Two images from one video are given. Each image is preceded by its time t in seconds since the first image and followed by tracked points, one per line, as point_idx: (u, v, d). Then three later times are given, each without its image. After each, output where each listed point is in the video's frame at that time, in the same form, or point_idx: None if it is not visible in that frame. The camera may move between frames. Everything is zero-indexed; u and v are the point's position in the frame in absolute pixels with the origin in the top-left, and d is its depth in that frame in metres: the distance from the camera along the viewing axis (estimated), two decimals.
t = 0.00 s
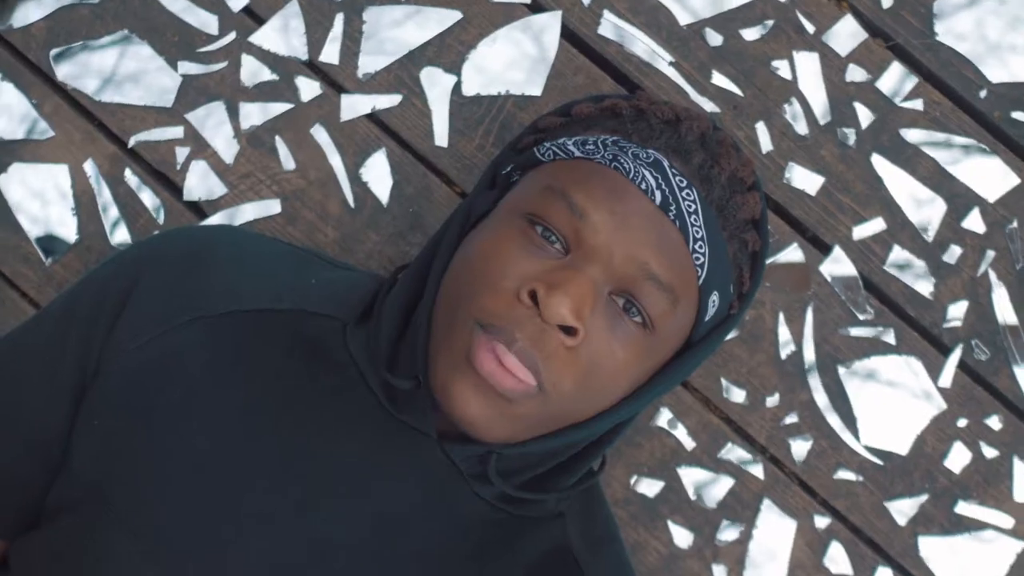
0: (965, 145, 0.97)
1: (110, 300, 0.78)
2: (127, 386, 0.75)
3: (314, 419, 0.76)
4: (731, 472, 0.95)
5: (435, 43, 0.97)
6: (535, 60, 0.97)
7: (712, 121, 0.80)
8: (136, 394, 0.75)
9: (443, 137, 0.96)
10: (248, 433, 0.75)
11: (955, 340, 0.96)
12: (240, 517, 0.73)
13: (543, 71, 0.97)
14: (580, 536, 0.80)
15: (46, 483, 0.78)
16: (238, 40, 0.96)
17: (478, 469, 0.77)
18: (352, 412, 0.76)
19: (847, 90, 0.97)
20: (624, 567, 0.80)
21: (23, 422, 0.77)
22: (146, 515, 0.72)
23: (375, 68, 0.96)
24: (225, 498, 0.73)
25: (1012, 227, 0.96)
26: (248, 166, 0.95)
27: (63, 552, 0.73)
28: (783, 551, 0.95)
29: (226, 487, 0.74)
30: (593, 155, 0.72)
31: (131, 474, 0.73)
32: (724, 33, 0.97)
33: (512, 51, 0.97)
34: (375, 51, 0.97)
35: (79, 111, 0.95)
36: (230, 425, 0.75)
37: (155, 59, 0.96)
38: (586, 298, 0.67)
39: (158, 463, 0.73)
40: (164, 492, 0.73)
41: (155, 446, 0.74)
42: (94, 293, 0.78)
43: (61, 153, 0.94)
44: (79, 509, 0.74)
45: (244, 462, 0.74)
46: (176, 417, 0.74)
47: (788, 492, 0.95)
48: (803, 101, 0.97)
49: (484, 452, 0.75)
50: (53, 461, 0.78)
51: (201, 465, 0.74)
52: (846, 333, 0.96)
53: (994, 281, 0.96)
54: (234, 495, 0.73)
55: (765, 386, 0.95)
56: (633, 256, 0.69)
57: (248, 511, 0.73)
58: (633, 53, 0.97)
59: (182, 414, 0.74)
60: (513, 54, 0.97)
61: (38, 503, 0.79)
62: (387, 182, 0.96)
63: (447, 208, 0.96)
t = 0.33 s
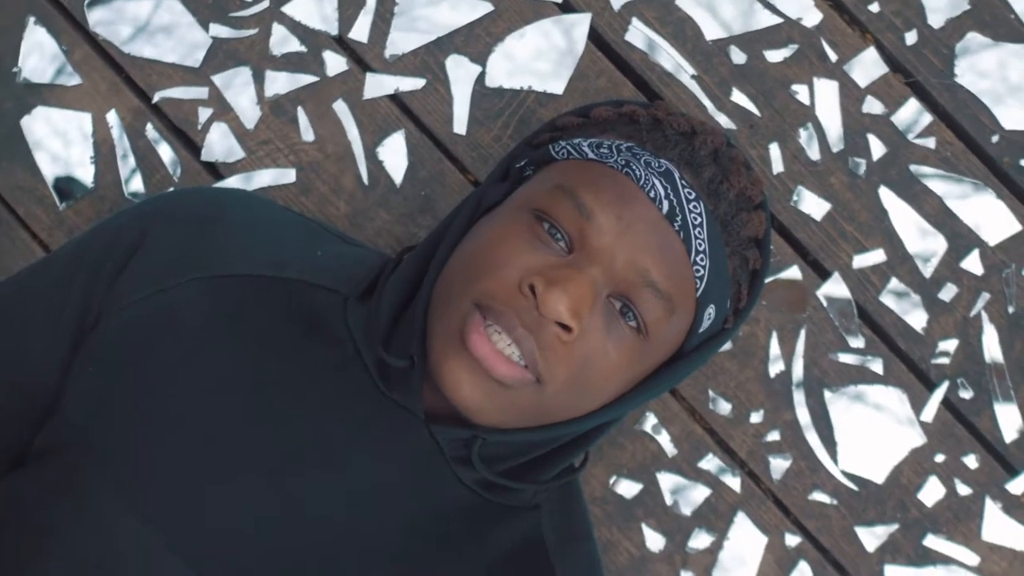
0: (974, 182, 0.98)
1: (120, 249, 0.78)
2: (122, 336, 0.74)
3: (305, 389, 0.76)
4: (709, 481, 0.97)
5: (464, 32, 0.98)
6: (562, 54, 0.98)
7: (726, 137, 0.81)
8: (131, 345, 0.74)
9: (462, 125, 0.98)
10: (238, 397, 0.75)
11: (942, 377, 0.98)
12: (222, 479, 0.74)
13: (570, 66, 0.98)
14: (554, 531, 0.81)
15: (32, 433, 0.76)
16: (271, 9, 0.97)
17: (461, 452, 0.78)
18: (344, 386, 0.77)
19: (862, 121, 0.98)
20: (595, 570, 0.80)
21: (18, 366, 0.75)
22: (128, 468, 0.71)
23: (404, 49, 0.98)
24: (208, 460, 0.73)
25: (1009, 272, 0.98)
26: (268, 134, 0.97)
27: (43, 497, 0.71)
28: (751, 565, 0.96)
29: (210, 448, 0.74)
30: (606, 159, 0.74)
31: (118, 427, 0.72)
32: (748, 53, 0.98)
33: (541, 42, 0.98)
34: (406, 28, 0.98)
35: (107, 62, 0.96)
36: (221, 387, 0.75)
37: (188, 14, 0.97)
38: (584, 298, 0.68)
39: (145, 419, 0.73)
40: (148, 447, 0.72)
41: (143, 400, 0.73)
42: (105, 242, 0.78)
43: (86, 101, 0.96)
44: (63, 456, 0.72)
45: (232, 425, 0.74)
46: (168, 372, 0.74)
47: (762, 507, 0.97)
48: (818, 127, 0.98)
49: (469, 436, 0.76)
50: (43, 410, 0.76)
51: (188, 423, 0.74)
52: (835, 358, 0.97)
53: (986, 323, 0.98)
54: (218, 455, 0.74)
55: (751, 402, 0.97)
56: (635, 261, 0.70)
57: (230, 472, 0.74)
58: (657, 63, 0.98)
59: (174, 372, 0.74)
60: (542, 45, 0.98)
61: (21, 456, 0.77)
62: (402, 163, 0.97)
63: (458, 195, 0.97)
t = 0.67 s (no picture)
0: (981, 225, 0.99)
1: (132, 198, 0.78)
2: (122, 287, 0.74)
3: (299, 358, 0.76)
4: (686, 491, 0.98)
5: (492, 21, 0.99)
6: (589, 54, 0.99)
7: (742, 153, 0.81)
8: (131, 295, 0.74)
9: (481, 114, 0.98)
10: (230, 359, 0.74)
11: (927, 413, 0.98)
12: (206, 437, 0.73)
13: (595, 67, 0.99)
14: (529, 525, 0.81)
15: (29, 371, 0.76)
16: None
17: (446, 437, 0.78)
18: (339, 360, 0.76)
19: (877, 152, 0.99)
20: (565, 566, 0.81)
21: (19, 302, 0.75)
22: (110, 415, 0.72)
23: (431, 32, 0.98)
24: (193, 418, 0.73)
25: (1005, 317, 0.99)
26: (289, 101, 0.97)
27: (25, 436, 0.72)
28: None
29: (198, 406, 0.73)
30: (620, 162, 0.74)
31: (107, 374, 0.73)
32: (772, 73, 0.99)
33: (569, 40, 0.99)
34: (437, 11, 0.98)
35: (137, 13, 0.96)
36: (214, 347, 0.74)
37: None
38: (582, 297, 0.69)
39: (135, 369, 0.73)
40: (136, 397, 0.72)
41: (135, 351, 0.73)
42: (118, 191, 0.78)
43: (112, 50, 0.96)
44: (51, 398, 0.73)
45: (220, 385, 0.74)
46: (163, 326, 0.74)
47: (736, 522, 0.98)
48: (833, 154, 0.99)
49: (455, 421, 0.77)
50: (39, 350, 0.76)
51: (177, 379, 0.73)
52: (824, 384, 0.98)
53: (976, 364, 0.99)
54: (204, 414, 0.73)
55: (736, 418, 0.98)
56: (637, 266, 0.71)
57: (214, 432, 0.73)
58: (680, 72, 0.99)
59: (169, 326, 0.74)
60: (569, 43, 0.99)
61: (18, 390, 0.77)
62: (418, 145, 0.98)
63: (470, 182, 0.98)
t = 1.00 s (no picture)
0: (984, 269, 0.99)
1: (146, 150, 0.78)
2: (125, 233, 0.73)
3: (294, 325, 0.76)
4: (662, 499, 0.98)
5: (522, 12, 0.98)
6: (614, 54, 0.99)
7: (756, 172, 0.81)
8: (137, 244, 0.73)
9: (501, 104, 0.98)
10: (225, 320, 0.74)
11: (909, 448, 0.99)
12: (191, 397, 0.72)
13: (619, 66, 0.99)
14: (503, 514, 0.81)
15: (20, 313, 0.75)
16: None
17: (432, 421, 0.78)
18: (334, 332, 0.76)
19: (890, 185, 0.99)
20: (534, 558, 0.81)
21: (20, 240, 0.75)
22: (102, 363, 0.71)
23: (460, 17, 0.98)
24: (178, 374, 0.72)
25: (998, 363, 0.99)
26: (311, 70, 0.97)
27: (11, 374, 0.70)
28: None
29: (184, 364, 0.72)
30: (634, 167, 0.74)
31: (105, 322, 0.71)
32: (795, 94, 0.99)
33: (596, 37, 0.99)
34: None
35: None
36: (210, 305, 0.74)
37: None
38: (582, 297, 0.69)
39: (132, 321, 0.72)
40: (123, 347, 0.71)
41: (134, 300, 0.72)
42: (132, 139, 0.78)
43: None
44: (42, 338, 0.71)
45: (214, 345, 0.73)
46: (163, 280, 0.74)
47: (709, 535, 0.98)
48: (846, 181, 0.99)
49: (442, 406, 0.77)
50: (34, 291, 0.75)
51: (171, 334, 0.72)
52: (811, 409, 0.99)
53: (964, 406, 0.99)
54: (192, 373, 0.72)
55: (720, 432, 0.98)
56: (639, 272, 0.71)
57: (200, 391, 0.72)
58: (703, 84, 0.99)
59: (171, 280, 0.74)
60: (597, 41, 0.99)
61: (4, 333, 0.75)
62: (434, 127, 0.98)
63: (482, 170, 0.98)
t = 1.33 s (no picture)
0: (984, 314, 0.99)
1: (165, 103, 0.78)
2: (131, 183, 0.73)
3: (292, 293, 0.75)
4: (638, 506, 0.99)
5: (553, 6, 0.98)
6: (640, 57, 0.99)
7: (768, 193, 0.81)
8: (143, 196, 0.73)
9: (522, 95, 0.98)
10: (224, 280, 0.73)
11: (888, 484, 0.99)
12: (181, 352, 0.71)
13: (643, 66, 0.99)
14: (479, 503, 0.81)
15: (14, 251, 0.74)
16: None
17: (416, 404, 0.79)
18: (330, 303, 0.76)
19: (900, 220, 0.99)
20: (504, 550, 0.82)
21: (24, 179, 0.74)
22: (95, 307, 0.70)
23: (491, 4, 0.98)
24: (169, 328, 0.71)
25: (986, 409, 0.99)
26: (337, 41, 0.97)
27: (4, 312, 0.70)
28: None
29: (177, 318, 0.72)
30: (648, 174, 0.74)
31: (102, 269, 0.71)
32: (816, 119, 0.99)
33: (624, 36, 0.99)
34: None
35: None
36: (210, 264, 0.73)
37: None
38: (582, 298, 0.69)
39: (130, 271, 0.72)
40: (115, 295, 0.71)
41: (135, 250, 0.72)
42: (152, 92, 0.79)
43: None
44: (33, 275, 0.70)
45: (211, 302, 0.73)
46: (167, 233, 0.73)
47: (680, 547, 0.99)
48: (857, 211, 0.99)
49: (429, 390, 0.77)
50: (32, 229, 0.74)
51: (169, 287, 0.72)
52: (795, 433, 0.99)
53: (948, 448, 0.99)
54: (184, 329, 0.71)
55: (703, 446, 0.99)
56: (641, 280, 0.71)
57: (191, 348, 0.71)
58: (725, 98, 0.99)
59: (174, 234, 0.73)
60: (624, 42, 0.99)
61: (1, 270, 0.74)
62: (453, 111, 0.98)
63: (496, 159, 0.98)
